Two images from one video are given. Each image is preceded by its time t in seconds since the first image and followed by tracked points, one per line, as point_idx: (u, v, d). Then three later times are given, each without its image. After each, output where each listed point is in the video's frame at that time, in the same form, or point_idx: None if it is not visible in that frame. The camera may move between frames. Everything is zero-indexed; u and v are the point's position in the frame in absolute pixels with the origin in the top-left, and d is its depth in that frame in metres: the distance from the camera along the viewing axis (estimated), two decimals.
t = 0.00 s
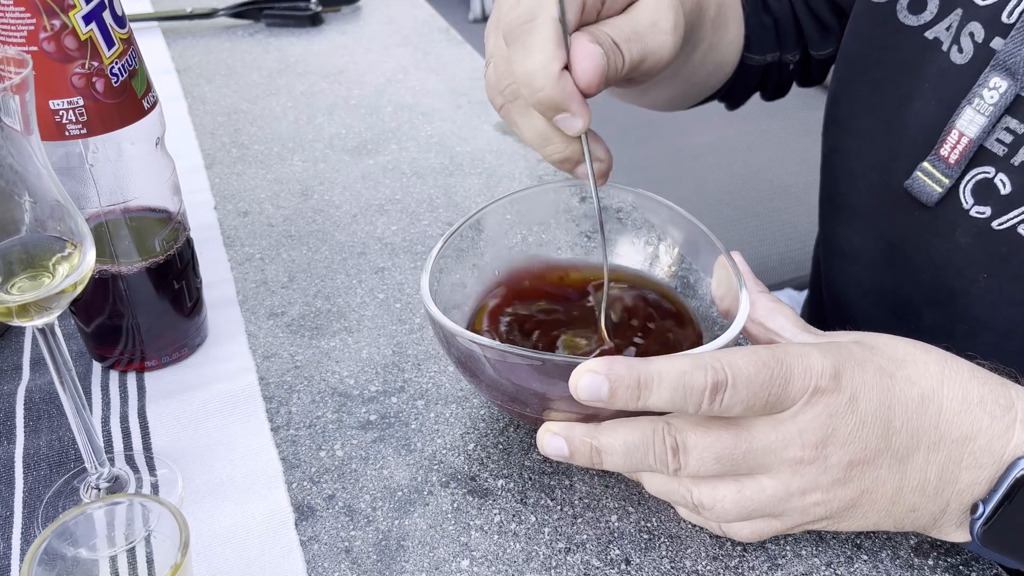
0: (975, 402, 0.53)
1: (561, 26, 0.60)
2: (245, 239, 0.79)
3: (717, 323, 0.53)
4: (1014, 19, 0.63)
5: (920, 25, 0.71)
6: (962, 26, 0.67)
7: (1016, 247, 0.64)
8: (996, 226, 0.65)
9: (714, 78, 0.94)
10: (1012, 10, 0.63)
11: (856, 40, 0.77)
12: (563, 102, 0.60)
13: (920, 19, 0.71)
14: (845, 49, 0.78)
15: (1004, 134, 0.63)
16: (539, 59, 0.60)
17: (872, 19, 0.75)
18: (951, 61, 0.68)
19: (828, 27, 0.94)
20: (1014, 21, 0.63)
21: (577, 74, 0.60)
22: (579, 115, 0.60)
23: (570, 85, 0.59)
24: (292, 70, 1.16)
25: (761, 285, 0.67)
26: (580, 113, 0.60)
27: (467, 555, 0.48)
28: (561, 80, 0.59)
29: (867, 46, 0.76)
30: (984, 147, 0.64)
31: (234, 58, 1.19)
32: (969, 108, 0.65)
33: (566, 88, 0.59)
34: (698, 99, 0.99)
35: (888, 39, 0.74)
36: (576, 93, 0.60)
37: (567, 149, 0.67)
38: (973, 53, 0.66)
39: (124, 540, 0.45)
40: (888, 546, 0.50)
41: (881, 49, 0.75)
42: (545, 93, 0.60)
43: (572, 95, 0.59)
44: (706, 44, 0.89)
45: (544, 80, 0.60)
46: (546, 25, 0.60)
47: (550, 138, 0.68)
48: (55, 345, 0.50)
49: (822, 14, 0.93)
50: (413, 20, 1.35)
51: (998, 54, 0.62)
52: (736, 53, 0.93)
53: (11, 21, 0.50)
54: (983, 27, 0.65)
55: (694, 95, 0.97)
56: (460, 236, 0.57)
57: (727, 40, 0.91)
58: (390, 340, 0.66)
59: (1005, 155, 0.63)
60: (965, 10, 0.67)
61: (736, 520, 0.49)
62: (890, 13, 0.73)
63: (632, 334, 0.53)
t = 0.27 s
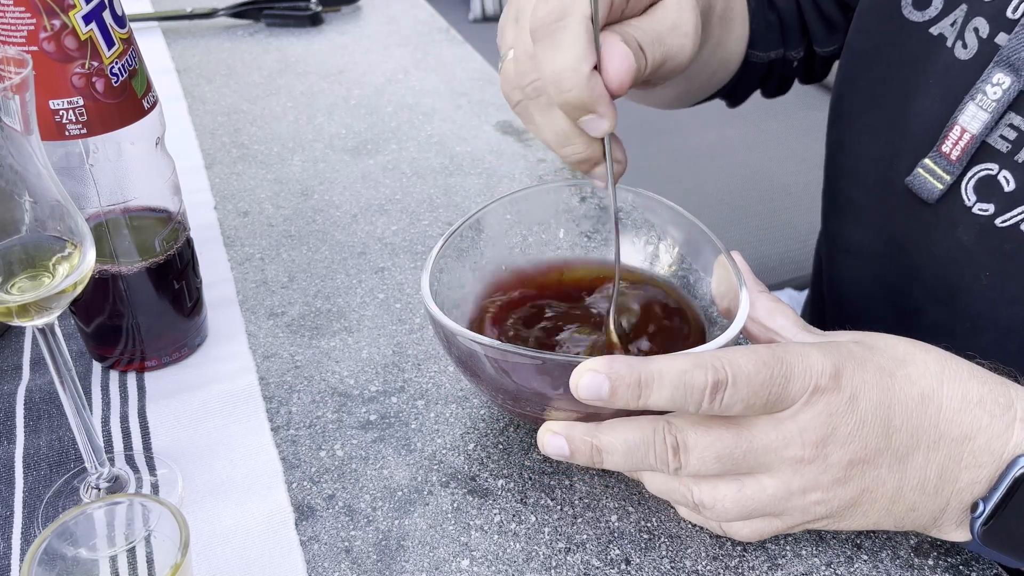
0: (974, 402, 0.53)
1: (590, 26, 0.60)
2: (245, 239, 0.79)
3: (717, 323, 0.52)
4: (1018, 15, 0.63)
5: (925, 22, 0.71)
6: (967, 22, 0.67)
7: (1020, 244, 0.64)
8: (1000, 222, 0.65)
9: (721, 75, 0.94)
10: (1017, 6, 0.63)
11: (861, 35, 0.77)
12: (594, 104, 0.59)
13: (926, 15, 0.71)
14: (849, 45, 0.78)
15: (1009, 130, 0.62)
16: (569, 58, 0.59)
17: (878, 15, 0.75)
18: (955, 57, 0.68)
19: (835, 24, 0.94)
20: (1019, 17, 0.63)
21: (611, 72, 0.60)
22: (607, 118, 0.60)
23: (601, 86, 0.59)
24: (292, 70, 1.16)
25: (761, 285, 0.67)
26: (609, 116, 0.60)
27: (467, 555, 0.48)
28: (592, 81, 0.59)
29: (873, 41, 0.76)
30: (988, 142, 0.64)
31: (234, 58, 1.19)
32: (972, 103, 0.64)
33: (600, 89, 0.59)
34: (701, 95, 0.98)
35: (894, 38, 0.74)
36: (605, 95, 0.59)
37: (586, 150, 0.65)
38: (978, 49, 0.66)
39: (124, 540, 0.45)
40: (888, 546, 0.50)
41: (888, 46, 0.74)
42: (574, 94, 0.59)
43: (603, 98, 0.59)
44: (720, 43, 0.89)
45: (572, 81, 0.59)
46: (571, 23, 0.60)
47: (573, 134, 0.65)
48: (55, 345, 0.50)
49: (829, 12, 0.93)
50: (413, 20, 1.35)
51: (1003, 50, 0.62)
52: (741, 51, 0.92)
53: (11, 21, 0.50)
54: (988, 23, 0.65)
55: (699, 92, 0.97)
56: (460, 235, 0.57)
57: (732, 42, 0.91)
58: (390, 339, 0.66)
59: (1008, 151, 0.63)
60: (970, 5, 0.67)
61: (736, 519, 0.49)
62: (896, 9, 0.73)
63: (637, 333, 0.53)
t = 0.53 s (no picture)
0: (973, 401, 0.53)
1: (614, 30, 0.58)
2: (245, 239, 0.79)
3: (716, 322, 0.53)
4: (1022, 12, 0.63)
5: (928, 18, 0.71)
6: (969, 19, 0.66)
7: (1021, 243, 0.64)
8: (1002, 221, 0.65)
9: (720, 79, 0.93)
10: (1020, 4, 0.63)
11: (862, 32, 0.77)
12: (610, 107, 0.57)
13: (928, 12, 0.71)
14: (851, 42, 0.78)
15: (1010, 128, 0.63)
16: (591, 64, 0.57)
17: (878, 13, 0.74)
18: (958, 55, 0.68)
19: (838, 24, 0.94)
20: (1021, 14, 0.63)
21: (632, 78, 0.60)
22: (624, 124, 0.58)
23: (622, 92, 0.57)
24: (292, 70, 1.16)
25: (761, 284, 0.67)
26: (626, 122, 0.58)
27: (467, 555, 0.48)
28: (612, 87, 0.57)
29: (874, 38, 0.75)
30: (989, 140, 0.64)
31: (234, 58, 1.19)
32: (974, 101, 0.65)
33: (618, 96, 0.57)
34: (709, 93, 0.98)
35: (897, 33, 0.73)
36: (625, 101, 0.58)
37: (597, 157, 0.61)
38: (981, 47, 0.66)
39: (124, 540, 0.45)
40: (888, 546, 0.50)
41: (889, 43, 0.74)
42: (593, 99, 0.57)
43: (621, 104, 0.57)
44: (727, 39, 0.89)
45: (593, 88, 0.57)
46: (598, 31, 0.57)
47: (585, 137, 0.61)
48: (55, 345, 0.50)
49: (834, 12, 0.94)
50: (413, 20, 1.35)
51: (1004, 48, 0.62)
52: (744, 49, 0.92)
53: (11, 21, 0.50)
54: (991, 20, 0.65)
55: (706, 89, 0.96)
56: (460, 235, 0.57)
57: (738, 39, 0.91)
58: (390, 340, 0.66)
59: (1011, 150, 0.63)
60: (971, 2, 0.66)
61: (736, 519, 0.49)
62: (897, 8, 0.73)
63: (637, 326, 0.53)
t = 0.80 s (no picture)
0: (972, 400, 0.53)
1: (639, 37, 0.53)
2: (245, 239, 0.79)
3: (716, 322, 0.52)
4: None
5: (930, 18, 0.71)
6: (971, 18, 0.66)
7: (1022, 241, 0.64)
8: (1003, 220, 0.65)
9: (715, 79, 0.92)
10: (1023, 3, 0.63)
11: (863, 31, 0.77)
12: (626, 118, 0.54)
13: (931, 11, 0.70)
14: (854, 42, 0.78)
15: (1011, 127, 0.63)
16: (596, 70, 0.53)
17: (881, 12, 0.75)
18: (961, 55, 0.68)
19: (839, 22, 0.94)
20: None
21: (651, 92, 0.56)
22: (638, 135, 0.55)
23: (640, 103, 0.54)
24: (292, 70, 1.16)
25: (761, 283, 0.67)
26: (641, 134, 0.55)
27: (467, 555, 0.48)
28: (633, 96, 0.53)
29: (877, 38, 0.76)
30: (991, 140, 0.64)
31: (234, 58, 1.19)
32: (977, 101, 0.64)
33: (636, 106, 0.54)
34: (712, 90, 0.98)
35: (898, 32, 0.74)
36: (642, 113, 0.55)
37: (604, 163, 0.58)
38: (983, 46, 0.66)
39: (124, 540, 0.45)
40: (889, 545, 0.50)
41: (889, 43, 0.75)
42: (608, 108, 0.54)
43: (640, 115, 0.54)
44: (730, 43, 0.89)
45: (614, 98, 0.53)
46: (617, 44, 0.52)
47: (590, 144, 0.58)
48: (55, 345, 0.50)
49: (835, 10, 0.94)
50: (413, 20, 1.35)
51: (1007, 49, 0.62)
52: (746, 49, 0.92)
53: (11, 21, 0.50)
54: (993, 19, 0.65)
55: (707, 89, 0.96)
56: (459, 236, 0.57)
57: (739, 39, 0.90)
58: (390, 339, 0.66)
59: (1011, 148, 0.63)
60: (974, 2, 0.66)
61: (736, 518, 0.49)
62: (901, 7, 0.73)
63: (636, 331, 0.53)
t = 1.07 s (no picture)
0: (971, 401, 0.54)
1: None
2: (245, 239, 0.79)
3: (716, 323, 0.53)
4: None
5: (920, 20, 0.71)
6: (970, 26, 0.66)
7: None
8: (1012, 228, 0.65)
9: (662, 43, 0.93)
10: None
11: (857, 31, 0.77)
12: (660, 36, 0.46)
13: (920, 13, 0.70)
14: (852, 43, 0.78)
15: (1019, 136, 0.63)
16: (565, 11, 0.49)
17: (875, 17, 0.74)
18: (962, 62, 0.68)
19: None
20: None
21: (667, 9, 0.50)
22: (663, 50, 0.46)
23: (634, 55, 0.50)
24: (292, 70, 1.16)
25: (760, 283, 0.67)
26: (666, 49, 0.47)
27: (467, 555, 0.48)
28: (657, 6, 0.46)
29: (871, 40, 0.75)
30: (999, 150, 0.64)
31: (234, 58, 1.19)
32: (985, 111, 0.65)
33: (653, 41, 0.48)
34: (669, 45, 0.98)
35: (891, 35, 0.73)
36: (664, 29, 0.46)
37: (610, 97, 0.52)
38: (987, 54, 0.66)
39: (124, 540, 0.45)
40: (888, 546, 0.50)
41: (881, 45, 0.75)
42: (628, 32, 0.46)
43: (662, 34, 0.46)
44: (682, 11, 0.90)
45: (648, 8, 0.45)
46: None
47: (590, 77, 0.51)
48: (55, 345, 0.50)
49: None
50: (413, 20, 1.35)
51: (1013, 58, 0.63)
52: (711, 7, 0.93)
53: (11, 21, 0.50)
54: (995, 29, 0.65)
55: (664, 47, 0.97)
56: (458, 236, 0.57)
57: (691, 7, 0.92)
58: (390, 340, 0.66)
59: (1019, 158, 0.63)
60: (970, 7, 0.66)
61: (737, 517, 0.48)
62: (891, 8, 0.73)
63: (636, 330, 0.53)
